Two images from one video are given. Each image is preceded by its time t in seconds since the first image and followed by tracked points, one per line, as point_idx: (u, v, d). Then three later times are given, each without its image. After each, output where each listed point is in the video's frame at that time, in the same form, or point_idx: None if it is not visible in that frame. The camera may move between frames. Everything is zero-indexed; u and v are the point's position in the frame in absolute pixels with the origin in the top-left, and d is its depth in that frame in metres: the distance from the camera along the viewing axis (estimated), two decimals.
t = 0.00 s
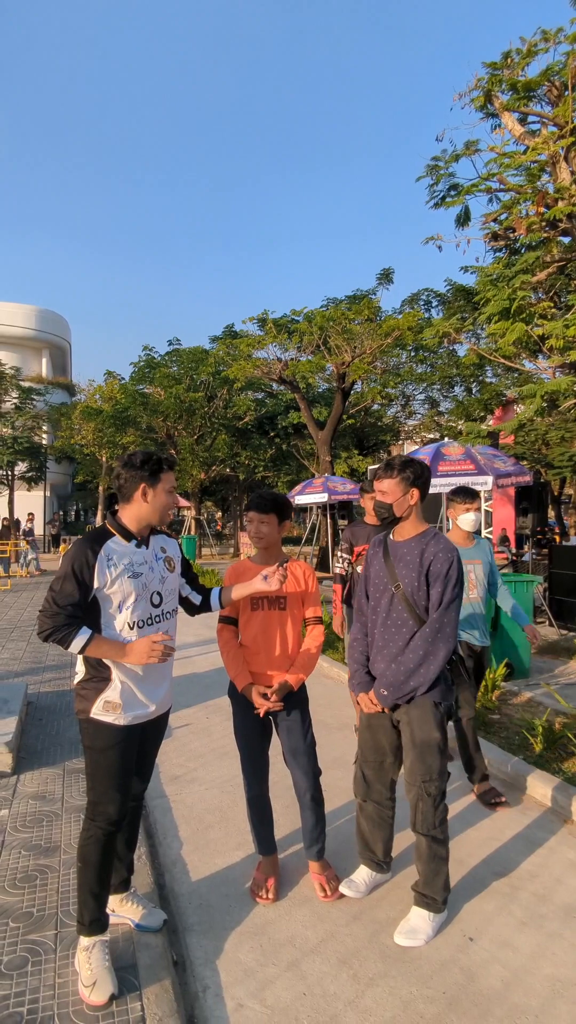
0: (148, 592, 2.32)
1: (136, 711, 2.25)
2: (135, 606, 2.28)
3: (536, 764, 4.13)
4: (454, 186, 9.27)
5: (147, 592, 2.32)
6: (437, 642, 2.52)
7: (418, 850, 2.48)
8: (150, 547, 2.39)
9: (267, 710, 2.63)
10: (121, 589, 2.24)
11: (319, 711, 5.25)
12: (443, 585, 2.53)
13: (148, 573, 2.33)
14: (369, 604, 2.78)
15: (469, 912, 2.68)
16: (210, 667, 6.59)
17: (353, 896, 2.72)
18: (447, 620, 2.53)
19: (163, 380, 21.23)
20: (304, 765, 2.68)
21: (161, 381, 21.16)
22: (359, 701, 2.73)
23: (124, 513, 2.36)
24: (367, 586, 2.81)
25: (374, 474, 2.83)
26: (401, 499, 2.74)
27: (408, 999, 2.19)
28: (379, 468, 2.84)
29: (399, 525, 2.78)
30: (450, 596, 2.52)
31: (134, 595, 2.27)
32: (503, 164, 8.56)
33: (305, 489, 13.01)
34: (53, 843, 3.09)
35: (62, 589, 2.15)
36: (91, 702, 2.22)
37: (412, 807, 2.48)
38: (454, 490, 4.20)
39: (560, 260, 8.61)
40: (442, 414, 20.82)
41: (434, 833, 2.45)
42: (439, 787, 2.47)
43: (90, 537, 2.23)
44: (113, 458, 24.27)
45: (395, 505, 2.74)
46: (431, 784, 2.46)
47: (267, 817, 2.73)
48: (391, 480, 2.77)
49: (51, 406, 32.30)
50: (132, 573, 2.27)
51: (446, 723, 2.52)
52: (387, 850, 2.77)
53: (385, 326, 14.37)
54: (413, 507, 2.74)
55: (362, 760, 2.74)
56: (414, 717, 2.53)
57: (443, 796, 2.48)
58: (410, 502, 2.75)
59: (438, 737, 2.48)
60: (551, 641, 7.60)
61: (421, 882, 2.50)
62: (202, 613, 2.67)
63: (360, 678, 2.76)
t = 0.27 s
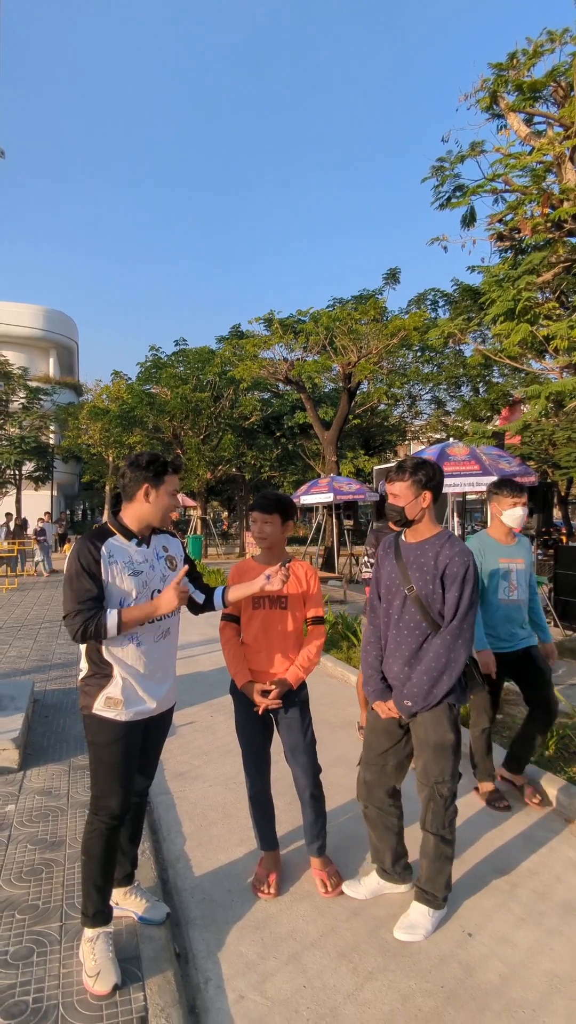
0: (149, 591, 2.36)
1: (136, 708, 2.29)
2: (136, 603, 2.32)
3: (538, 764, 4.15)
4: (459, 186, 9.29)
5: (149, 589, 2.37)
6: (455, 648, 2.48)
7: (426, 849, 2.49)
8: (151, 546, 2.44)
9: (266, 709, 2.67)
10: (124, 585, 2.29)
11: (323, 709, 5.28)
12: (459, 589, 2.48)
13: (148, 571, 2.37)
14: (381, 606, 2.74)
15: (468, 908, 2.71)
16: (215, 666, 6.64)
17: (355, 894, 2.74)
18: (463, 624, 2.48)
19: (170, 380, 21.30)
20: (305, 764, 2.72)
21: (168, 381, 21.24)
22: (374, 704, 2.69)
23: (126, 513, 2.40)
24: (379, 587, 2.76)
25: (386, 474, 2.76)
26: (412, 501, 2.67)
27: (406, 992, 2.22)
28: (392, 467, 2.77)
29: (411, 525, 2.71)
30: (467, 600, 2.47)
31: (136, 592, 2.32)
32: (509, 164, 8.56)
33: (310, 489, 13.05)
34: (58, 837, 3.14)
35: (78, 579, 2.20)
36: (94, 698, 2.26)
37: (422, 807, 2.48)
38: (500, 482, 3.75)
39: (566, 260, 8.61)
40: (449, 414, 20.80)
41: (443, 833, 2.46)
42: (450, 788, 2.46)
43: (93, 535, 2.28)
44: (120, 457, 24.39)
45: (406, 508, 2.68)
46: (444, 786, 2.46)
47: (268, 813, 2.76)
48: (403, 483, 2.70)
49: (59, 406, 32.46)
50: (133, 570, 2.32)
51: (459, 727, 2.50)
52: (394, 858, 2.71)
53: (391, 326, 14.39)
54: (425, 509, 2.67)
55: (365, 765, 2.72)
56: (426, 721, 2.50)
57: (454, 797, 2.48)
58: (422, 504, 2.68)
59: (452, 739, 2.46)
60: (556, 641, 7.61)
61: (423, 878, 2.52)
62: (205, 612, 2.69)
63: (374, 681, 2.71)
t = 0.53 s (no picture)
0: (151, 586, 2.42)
1: (138, 702, 2.34)
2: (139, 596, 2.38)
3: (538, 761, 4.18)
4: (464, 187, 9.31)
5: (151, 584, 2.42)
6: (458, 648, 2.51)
7: (427, 843, 2.53)
8: (153, 542, 2.49)
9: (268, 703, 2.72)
10: (127, 579, 2.35)
11: (326, 707, 5.33)
12: (464, 589, 2.51)
13: (151, 567, 2.43)
14: (385, 604, 2.77)
15: (465, 901, 2.75)
16: (219, 664, 6.69)
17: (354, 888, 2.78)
18: (467, 624, 2.51)
19: (176, 380, 21.39)
20: (307, 757, 2.77)
21: (174, 381, 21.33)
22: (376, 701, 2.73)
23: (128, 512, 2.45)
24: (382, 585, 2.79)
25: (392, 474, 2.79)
26: (418, 499, 2.70)
27: (402, 981, 2.27)
28: (397, 467, 2.80)
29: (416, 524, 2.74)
30: (472, 601, 2.50)
31: (139, 585, 2.38)
32: (513, 164, 8.58)
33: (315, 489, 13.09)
34: (63, 829, 3.20)
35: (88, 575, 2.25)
36: (97, 692, 2.32)
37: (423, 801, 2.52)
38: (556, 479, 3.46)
39: (571, 260, 8.62)
40: (454, 414, 20.79)
41: (443, 828, 2.50)
42: (451, 783, 2.50)
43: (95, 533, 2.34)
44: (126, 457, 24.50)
45: (411, 506, 2.70)
46: (445, 782, 2.49)
47: (270, 805, 2.81)
48: (408, 481, 2.72)
49: (65, 405, 32.63)
50: (136, 565, 2.38)
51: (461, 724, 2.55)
52: (394, 856, 2.74)
53: (396, 326, 14.42)
54: (431, 509, 2.70)
55: (365, 762, 2.76)
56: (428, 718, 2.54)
57: (455, 793, 2.52)
58: (428, 503, 2.71)
59: (453, 736, 2.51)
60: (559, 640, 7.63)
61: (421, 871, 2.56)
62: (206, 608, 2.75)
63: (377, 678, 2.75)
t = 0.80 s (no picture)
0: (158, 583, 2.45)
1: (146, 696, 2.39)
2: (144, 592, 2.41)
3: (540, 758, 4.20)
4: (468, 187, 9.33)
5: (158, 580, 2.45)
6: (454, 646, 2.54)
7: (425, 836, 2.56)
8: (160, 540, 2.53)
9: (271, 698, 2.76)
10: (131, 577, 2.39)
11: (329, 705, 5.36)
12: (462, 587, 2.53)
13: (158, 564, 2.46)
14: (387, 600, 2.81)
15: (465, 895, 2.79)
16: (223, 662, 6.74)
17: (355, 881, 2.82)
18: (464, 621, 2.53)
19: (181, 380, 21.47)
20: (301, 756, 2.81)
21: (179, 381, 21.40)
22: (373, 694, 2.78)
23: (136, 510, 2.49)
24: (385, 581, 2.83)
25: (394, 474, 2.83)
26: (416, 498, 2.74)
27: (401, 971, 2.30)
28: (399, 467, 2.84)
29: (419, 522, 2.77)
30: (469, 598, 2.52)
31: (145, 582, 2.41)
32: (518, 164, 8.60)
33: (320, 489, 13.14)
34: (70, 822, 3.26)
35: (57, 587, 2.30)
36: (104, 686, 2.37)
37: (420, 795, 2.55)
38: None
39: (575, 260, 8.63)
40: (459, 414, 20.77)
41: (441, 821, 2.53)
42: (447, 778, 2.53)
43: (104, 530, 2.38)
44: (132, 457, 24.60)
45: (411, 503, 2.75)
46: (441, 777, 2.52)
47: (271, 799, 2.85)
48: (407, 479, 2.77)
49: (72, 406, 32.77)
50: (142, 562, 2.41)
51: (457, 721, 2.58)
52: (394, 850, 2.78)
53: (401, 326, 14.44)
54: (431, 507, 2.73)
55: (368, 756, 2.80)
56: (425, 714, 2.57)
57: (452, 788, 2.55)
58: (426, 501, 2.73)
59: (449, 731, 2.54)
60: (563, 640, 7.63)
61: (421, 864, 2.60)
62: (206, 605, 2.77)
63: (375, 673, 2.79)
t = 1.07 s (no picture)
0: (160, 582, 2.48)
1: (148, 692, 2.41)
2: (145, 591, 2.44)
3: (544, 757, 4.20)
4: (472, 187, 9.32)
5: (160, 580, 2.48)
6: (448, 646, 2.56)
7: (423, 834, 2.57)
8: (165, 541, 2.56)
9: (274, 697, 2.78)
10: (132, 575, 2.41)
11: (333, 704, 5.37)
12: (458, 587, 2.54)
13: (160, 564, 2.49)
14: (390, 599, 2.84)
15: (467, 893, 2.80)
16: (227, 662, 6.77)
17: (358, 878, 2.84)
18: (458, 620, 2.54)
19: (186, 380, 21.52)
20: (307, 755, 2.82)
21: (184, 382, 21.45)
22: (374, 691, 2.82)
23: (142, 511, 2.52)
24: (390, 579, 2.86)
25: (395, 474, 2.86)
26: (414, 497, 2.76)
27: (403, 967, 2.32)
28: (400, 468, 2.87)
29: (422, 522, 2.78)
30: (464, 598, 2.52)
31: (146, 581, 2.43)
32: (522, 164, 8.59)
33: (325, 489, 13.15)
34: (75, 819, 3.29)
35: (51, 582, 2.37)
36: (108, 683, 2.40)
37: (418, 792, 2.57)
38: None
39: None
40: (464, 414, 20.75)
41: (440, 820, 2.54)
42: (445, 777, 2.54)
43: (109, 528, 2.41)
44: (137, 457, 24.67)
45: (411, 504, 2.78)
46: (438, 776, 2.53)
47: (276, 798, 2.87)
48: (405, 480, 2.81)
49: (77, 406, 32.88)
50: (144, 562, 2.43)
51: (454, 721, 2.58)
52: (397, 847, 2.79)
53: (406, 326, 14.44)
54: (430, 506, 2.74)
55: (370, 753, 2.82)
56: (422, 712, 2.59)
57: (451, 786, 2.55)
58: (424, 500, 2.75)
59: (446, 731, 2.55)
60: (568, 641, 7.62)
61: (423, 862, 2.61)
62: (200, 608, 2.82)
63: (376, 669, 2.82)
